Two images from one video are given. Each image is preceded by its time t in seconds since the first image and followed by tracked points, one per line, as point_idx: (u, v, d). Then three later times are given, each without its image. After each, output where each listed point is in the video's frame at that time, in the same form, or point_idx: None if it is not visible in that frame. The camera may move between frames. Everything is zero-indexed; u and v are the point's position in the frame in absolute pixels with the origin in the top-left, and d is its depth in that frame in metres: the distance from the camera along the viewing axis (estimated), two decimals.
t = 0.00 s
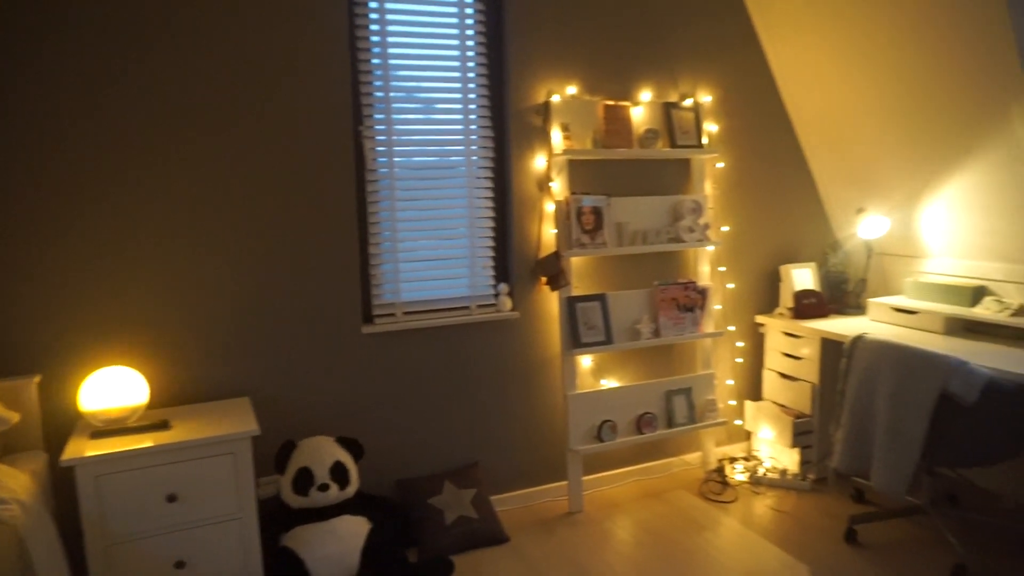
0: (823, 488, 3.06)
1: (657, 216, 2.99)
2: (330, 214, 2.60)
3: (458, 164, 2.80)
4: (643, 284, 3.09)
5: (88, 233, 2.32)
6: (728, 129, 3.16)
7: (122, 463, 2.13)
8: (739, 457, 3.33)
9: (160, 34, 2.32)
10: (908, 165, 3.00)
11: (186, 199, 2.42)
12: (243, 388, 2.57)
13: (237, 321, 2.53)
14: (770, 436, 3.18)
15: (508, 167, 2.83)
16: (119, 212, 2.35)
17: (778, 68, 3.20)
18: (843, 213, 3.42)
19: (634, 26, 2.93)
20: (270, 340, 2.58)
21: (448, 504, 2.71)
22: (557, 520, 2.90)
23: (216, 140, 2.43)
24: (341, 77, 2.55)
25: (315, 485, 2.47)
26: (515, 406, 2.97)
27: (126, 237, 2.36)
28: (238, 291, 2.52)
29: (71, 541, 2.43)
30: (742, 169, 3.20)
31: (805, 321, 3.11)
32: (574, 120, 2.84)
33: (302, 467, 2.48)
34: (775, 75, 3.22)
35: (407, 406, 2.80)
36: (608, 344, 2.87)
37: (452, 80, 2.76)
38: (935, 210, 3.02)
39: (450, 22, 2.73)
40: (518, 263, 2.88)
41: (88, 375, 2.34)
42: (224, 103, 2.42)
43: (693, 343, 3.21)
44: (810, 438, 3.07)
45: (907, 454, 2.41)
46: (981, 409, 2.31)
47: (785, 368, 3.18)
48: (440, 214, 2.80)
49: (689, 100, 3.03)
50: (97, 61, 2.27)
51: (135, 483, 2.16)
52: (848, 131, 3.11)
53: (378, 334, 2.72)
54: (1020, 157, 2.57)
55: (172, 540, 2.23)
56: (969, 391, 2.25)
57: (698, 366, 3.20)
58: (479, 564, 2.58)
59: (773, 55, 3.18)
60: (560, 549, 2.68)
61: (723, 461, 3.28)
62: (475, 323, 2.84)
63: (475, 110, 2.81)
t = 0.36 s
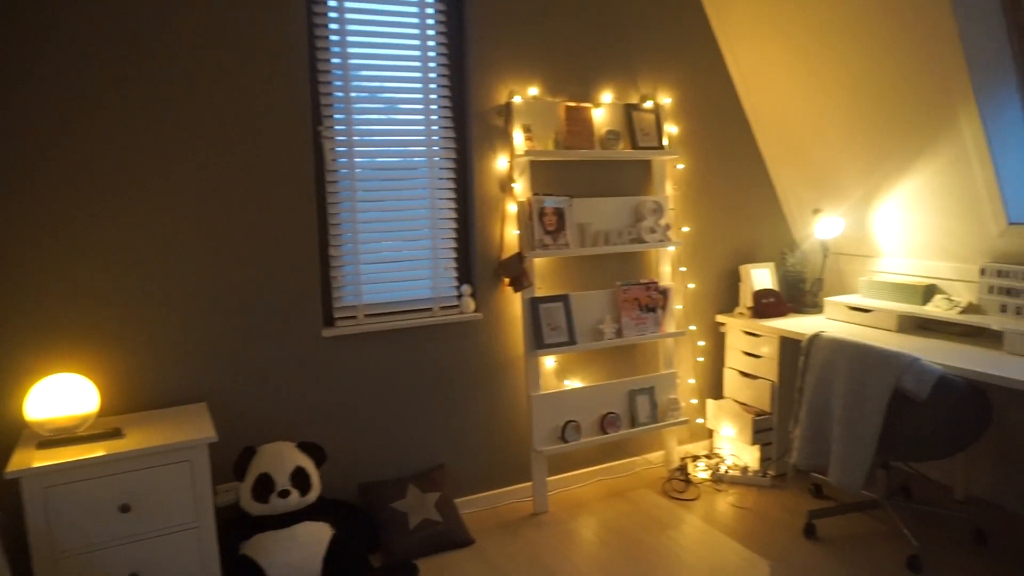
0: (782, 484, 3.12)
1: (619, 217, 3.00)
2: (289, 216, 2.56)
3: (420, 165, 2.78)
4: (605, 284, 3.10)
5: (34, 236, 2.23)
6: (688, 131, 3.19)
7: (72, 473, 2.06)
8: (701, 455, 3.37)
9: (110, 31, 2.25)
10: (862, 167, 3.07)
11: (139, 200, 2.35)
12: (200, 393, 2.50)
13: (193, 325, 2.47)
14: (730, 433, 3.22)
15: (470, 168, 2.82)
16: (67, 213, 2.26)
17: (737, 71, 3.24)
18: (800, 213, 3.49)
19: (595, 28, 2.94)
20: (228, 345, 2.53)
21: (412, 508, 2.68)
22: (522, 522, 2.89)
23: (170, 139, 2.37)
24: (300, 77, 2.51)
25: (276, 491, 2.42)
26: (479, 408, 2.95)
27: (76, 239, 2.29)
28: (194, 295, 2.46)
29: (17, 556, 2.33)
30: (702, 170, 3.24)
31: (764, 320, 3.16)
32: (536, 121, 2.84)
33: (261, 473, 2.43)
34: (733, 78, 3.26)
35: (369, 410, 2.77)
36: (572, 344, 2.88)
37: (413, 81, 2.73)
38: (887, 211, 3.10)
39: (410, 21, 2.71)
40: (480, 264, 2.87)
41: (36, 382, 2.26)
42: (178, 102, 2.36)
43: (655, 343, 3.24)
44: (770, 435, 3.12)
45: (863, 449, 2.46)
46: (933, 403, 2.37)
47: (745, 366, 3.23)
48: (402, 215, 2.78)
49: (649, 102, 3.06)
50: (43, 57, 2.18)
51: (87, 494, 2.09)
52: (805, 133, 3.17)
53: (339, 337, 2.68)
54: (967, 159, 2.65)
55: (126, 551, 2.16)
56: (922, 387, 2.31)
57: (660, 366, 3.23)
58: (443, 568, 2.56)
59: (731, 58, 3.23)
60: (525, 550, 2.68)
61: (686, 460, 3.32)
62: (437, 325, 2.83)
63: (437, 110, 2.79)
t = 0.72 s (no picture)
0: (744, 481, 3.16)
1: (582, 218, 3.01)
2: (247, 218, 2.50)
3: (381, 167, 2.74)
4: (569, 286, 3.11)
5: None
6: (650, 133, 3.22)
7: (20, 486, 1.98)
8: (665, 454, 3.39)
9: (57, 26, 2.17)
10: (819, 168, 3.13)
11: (89, 201, 2.27)
12: (155, 401, 2.43)
13: (148, 330, 2.40)
14: (694, 432, 3.25)
15: (432, 169, 2.79)
16: (11, 215, 2.17)
17: (697, 74, 3.28)
18: (759, 214, 3.54)
19: (556, 29, 2.95)
20: (184, 350, 2.46)
21: (376, 513, 2.65)
22: (487, 525, 2.88)
23: (122, 139, 2.29)
24: (257, 76, 2.46)
25: (235, 500, 2.37)
26: (443, 411, 2.93)
27: (21, 242, 2.20)
28: (148, 299, 2.39)
29: None
30: (663, 171, 3.27)
31: (725, 320, 3.20)
32: (498, 122, 2.84)
33: (220, 481, 2.37)
34: (693, 80, 3.30)
35: (332, 414, 2.73)
36: (536, 346, 2.88)
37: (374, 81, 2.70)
38: (843, 212, 3.16)
39: (370, 21, 2.68)
40: (443, 266, 2.85)
41: None
42: (130, 101, 2.29)
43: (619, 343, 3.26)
44: (732, 433, 3.16)
45: (822, 445, 2.50)
46: (887, 399, 2.43)
47: (707, 365, 3.26)
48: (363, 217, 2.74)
49: (611, 104, 3.07)
50: None
51: (35, 507, 2.01)
52: (764, 135, 3.22)
53: (299, 341, 2.63)
54: (919, 160, 2.72)
55: (77, 566, 2.09)
56: (877, 383, 2.36)
57: (624, 366, 3.25)
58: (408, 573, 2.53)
59: (691, 61, 3.26)
60: (491, 553, 2.66)
61: (650, 459, 3.34)
62: (400, 328, 2.79)
63: (398, 111, 2.76)
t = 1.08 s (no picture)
0: (705, 480, 3.18)
1: (543, 219, 3.00)
2: (199, 220, 2.43)
3: (339, 167, 2.70)
4: (530, 287, 3.09)
5: None
6: (611, 134, 3.23)
7: None
8: (627, 454, 3.41)
9: None
10: (776, 169, 3.17)
11: (30, 203, 2.18)
12: (103, 409, 2.35)
13: (94, 336, 2.31)
14: (655, 432, 3.27)
15: (391, 170, 2.76)
16: None
17: (656, 76, 3.31)
18: (719, 215, 3.58)
19: (516, 29, 2.93)
20: (133, 356, 2.38)
21: (335, 520, 2.60)
22: (450, 529, 2.85)
23: (66, 138, 2.21)
24: (209, 74, 2.40)
25: (188, 510, 2.30)
26: (404, 415, 2.90)
27: None
28: (95, 304, 2.31)
29: None
30: (624, 172, 3.28)
31: (686, 320, 3.22)
32: (458, 122, 2.81)
33: (172, 491, 2.29)
34: (653, 82, 3.32)
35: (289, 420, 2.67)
36: (497, 348, 2.86)
37: (330, 80, 2.65)
38: (800, 212, 3.21)
39: (327, 19, 2.63)
40: (403, 268, 2.82)
41: None
42: (74, 98, 2.21)
43: (581, 344, 3.25)
44: (693, 432, 3.18)
45: (780, 443, 2.53)
46: (843, 397, 2.46)
47: (669, 365, 3.28)
48: (321, 218, 2.69)
49: (571, 105, 3.07)
50: None
51: None
52: (722, 137, 3.25)
53: (255, 346, 2.57)
54: (871, 162, 2.77)
55: None
56: (833, 381, 2.39)
57: (586, 367, 3.25)
58: None
59: (651, 63, 3.28)
60: (453, 558, 2.64)
61: (613, 459, 3.35)
62: (359, 331, 2.75)
63: (356, 111, 2.72)
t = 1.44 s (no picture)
0: (665, 479, 3.19)
1: (501, 220, 2.98)
2: (144, 222, 2.35)
3: (291, 168, 2.63)
4: (489, 288, 3.07)
5: None
6: (569, 134, 3.22)
7: None
8: (588, 455, 3.40)
9: None
10: (732, 170, 3.20)
11: None
12: (42, 419, 2.25)
13: (33, 343, 2.22)
14: (616, 432, 3.27)
15: (346, 171, 2.71)
16: None
17: (614, 77, 3.32)
18: (677, 215, 3.60)
19: (473, 29, 2.91)
20: (75, 363, 2.29)
21: (290, 529, 2.54)
22: (409, 534, 2.81)
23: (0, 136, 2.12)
24: (154, 71, 2.32)
25: (135, 523, 2.22)
26: (361, 419, 2.85)
27: None
28: (33, 309, 2.21)
29: None
30: (582, 173, 3.27)
31: (645, 320, 3.24)
32: (414, 122, 2.77)
33: (117, 504, 2.21)
34: (611, 83, 3.33)
35: (241, 427, 2.60)
36: (455, 350, 2.83)
37: (282, 79, 2.59)
38: (756, 213, 3.25)
39: (278, 16, 2.56)
40: (359, 271, 2.77)
41: None
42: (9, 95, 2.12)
43: (541, 346, 3.24)
44: (653, 432, 3.19)
45: (737, 441, 2.54)
46: (799, 395, 2.48)
47: (628, 365, 3.29)
48: (273, 220, 2.63)
49: (528, 105, 3.05)
50: None
51: None
52: (680, 138, 3.27)
53: (205, 351, 2.50)
54: (824, 163, 2.81)
55: None
56: (789, 379, 2.41)
57: (546, 368, 3.23)
58: None
59: (609, 63, 3.29)
60: (412, 564, 2.60)
61: (574, 460, 3.34)
62: (314, 335, 2.69)
63: (308, 110, 2.65)
